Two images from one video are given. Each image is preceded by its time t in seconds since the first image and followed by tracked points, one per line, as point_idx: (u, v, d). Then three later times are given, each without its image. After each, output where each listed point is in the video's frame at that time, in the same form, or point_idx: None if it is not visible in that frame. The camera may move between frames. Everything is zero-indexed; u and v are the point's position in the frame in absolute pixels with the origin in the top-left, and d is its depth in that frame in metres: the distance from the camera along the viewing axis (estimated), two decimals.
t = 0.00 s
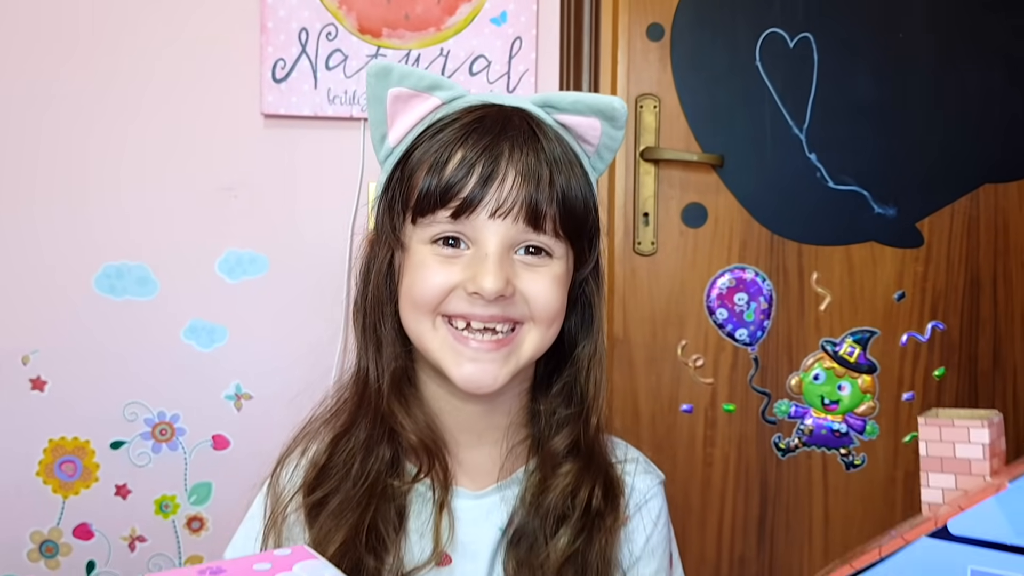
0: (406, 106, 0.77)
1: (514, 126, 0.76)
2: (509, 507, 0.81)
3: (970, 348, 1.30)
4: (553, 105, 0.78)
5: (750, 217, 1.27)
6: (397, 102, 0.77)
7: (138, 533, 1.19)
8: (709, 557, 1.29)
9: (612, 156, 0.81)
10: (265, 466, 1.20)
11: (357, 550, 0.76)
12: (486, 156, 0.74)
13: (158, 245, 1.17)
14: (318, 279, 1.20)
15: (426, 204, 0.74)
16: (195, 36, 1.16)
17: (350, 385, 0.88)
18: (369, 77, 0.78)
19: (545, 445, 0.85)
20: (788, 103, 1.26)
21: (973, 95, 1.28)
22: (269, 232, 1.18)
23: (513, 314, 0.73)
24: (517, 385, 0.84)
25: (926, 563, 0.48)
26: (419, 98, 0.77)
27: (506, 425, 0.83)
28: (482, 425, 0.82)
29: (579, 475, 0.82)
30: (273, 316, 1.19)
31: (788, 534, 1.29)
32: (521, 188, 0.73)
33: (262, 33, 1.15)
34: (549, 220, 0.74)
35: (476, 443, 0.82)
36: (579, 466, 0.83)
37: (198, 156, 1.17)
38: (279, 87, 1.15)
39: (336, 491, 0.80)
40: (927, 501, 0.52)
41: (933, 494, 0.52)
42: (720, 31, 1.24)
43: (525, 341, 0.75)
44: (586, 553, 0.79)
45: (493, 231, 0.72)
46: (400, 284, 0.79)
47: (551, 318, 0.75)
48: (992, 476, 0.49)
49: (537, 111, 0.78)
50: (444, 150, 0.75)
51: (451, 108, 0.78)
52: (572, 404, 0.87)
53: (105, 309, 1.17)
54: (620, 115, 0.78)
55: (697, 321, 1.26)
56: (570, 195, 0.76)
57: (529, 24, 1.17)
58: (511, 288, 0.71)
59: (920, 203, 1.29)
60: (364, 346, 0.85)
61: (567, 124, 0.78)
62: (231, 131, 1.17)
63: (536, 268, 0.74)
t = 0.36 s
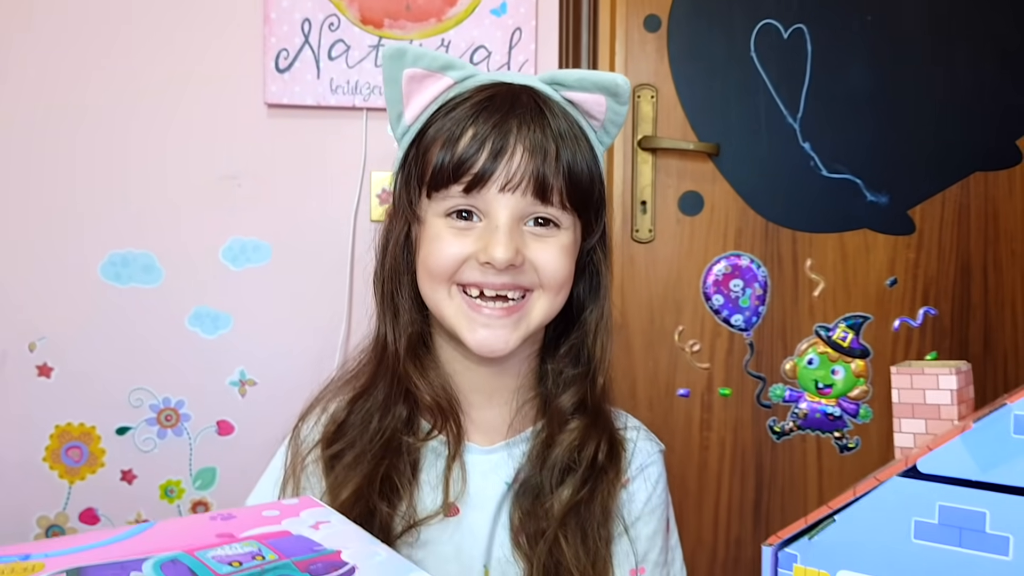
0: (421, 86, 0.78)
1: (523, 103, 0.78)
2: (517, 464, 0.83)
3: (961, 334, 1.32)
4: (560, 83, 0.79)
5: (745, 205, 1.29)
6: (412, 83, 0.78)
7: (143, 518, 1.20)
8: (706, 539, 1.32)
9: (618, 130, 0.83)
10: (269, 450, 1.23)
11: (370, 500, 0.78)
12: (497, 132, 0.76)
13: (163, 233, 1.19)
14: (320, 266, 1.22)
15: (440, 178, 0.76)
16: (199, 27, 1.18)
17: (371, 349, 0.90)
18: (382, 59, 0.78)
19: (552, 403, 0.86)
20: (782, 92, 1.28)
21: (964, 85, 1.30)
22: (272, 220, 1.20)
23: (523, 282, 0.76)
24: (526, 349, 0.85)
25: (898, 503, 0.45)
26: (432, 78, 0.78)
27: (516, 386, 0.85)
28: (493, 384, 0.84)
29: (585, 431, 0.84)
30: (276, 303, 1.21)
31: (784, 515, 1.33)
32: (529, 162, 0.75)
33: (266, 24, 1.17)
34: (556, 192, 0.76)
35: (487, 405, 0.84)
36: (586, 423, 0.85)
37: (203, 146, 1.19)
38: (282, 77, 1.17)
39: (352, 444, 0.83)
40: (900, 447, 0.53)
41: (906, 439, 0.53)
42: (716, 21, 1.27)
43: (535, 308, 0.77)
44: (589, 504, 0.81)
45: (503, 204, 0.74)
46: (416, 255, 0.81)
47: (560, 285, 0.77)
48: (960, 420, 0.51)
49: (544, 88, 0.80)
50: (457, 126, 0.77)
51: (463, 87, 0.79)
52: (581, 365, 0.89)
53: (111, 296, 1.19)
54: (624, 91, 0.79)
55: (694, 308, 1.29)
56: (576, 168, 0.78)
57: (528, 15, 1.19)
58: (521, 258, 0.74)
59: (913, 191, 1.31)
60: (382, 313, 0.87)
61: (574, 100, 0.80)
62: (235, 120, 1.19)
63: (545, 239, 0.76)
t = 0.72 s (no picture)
0: (429, 62, 0.78)
1: (529, 79, 0.77)
2: (520, 442, 0.83)
3: (962, 330, 1.31)
4: (567, 59, 0.79)
5: (746, 197, 1.28)
6: (419, 58, 0.78)
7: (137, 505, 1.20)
8: (703, 533, 1.31)
9: (625, 107, 0.83)
10: (264, 438, 1.22)
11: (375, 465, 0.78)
12: (501, 105, 0.75)
13: (160, 218, 1.18)
14: (318, 254, 1.21)
15: (444, 152, 0.76)
16: (198, 11, 1.17)
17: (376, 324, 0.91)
18: (392, 34, 0.78)
19: (557, 379, 0.86)
20: (784, 84, 1.28)
21: (966, 78, 1.29)
22: (270, 206, 1.19)
23: (525, 257, 0.75)
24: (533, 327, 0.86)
25: (907, 477, 0.39)
26: (440, 55, 0.78)
27: (520, 364, 0.86)
28: (499, 359, 0.84)
29: (590, 408, 0.83)
30: (272, 290, 1.20)
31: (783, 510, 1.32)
32: (532, 136, 0.74)
33: (266, 8, 1.16)
34: (559, 167, 0.75)
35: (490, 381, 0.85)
36: (591, 399, 0.84)
37: (201, 131, 1.18)
38: (281, 63, 1.17)
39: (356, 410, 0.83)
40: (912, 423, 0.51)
41: (917, 414, 0.50)
42: (718, 12, 1.26)
43: (538, 284, 0.77)
44: (592, 481, 0.79)
45: (507, 178, 0.74)
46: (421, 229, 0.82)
47: (563, 262, 0.76)
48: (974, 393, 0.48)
49: (550, 64, 0.79)
50: (462, 101, 0.76)
51: (470, 63, 0.78)
52: (587, 343, 0.88)
53: (107, 281, 1.18)
54: (631, 67, 0.79)
55: (693, 300, 1.28)
56: (580, 144, 0.77)
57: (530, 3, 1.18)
58: (523, 232, 0.73)
59: (914, 185, 1.30)
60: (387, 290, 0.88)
61: (581, 77, 0.79)
62: (233, 106, 1.18)
63: (548, 214, 0.75)
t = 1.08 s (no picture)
0: (439, 53, 0.76)
1: (541, 75, 0.75)
2: (524, 445, 0.80)
3: (969, 333, 1.29)
4: (582, 55, 0.77)
5: (750, 198, 1.26)
6: (429, 49, 0.76)
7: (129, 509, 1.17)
8: (705, 539, 1.29)
9: (640, 105, 0.80)
10: (259, 442, 1.19)
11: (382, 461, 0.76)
12: (511, 102, 0.73)
13: (154, 217, 1.16)
14: (315, 254, 1.18)
15: (450, 148, 0.74)
16: (194, 5, 1.14)
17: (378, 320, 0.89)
18: (403, 23, 0.76)
19: (565, 383, 0.84)
20: (790, 83, 1.25)
21: (974, 78, 1.27)
22: (266, 205, 1.17)
23: (529, 261, 0.73)
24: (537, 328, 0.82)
25: (939, 494, 0.43)
26: (451, 45, 0.76)
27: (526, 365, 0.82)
28: (503, 362, 0.80)
29: (603, 414, 0.82)
30: (267, 290, 1.18)
31: (786, 516, 1.29)
32: (540, 136, 0.72)
33: (263, 3, 1.14)
34: (567, 169, 0.73)
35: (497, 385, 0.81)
36: (599, 406, 0.83)
37: (196, 128, 1.16)
38: (278, 59, 1.14)
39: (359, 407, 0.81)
40: (942, 433, 0.55)
41: (948, 426, 0.55)
42: (723, 10, 1.24)
43: (539, 291, 0.74)
44: (601, 486, 0.77)
45: (512, 180, 0.71)
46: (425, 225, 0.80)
47: (567, 266, 0.74)
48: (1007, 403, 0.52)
49: (564, 59, 0.77)
50: (471, 96, 0.74)
51: (481, 56, 0.77)
52: (592, 348, 0.87)
53: (99, 281, 1.15)
54: (646, 66, 0.77)
55: (696, 302, 1.26)
56: (590, 144, 0.75)
57: None
58: (527, 236, 0.70)
59: (920, 186, 1.28)
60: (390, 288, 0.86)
61: (595, 73, 0.77)
62: (229, 102, 1.16)
63: (553, 217, 0.73)
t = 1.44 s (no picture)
0: (436, 46, 0.76)
1: (537, 68, 0.74)
2: (521, 440, 0.80)
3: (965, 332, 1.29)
4: (580, 47, 0.77)
5: (746, 196, 1.26)
6: (426, 41, 0.76)
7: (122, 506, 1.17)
8: (698, 537, 1.29)
9: (640, 99, 0.80)
10: (252, 439, 1.19)
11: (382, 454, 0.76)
12: (505, 98, 0.72)
13: (147, 214, 1.15)
14: (309, 251, 1.18)
15: (445, 145, 0.73)
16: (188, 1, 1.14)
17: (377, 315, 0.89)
18: (398, 15, 0.76)
19: (563, 380, 0.84)
20: (786, 82, 1.25)
21: (970, 77, 1.27)
22: (260, 202, 1.17)
23: (523, 258, 0.72)
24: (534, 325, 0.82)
25: (939, 484, 0.43)
26: (448, 38, 0.76)
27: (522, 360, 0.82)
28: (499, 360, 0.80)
29: (602, 412, 0.82)
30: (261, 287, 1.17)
31: (781, 516, 1.29)
32: (534, 132, 0.71)
33: None
34: (562, 166, 0.73)
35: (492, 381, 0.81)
36: (597, 404, 0.82)
37: (190, 125, 1.15)
38: (272, 55, 1.14)
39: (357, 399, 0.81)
40: (945, 424, 0.60)
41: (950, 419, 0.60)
42: (718, 8, 1.24)
43: (533, 290, 0.74)
44: (599, 481, 0.77)
45: (506, 178, 0.71)
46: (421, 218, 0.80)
47: (561, 265, 0.74)
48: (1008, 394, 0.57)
49: (563, 52, 0.77)
50: (466, 92, 0.74)
51: (479, 48, 0.76)
52: (591, 346, 0.86)
53: (92, 277, 1.15)
54: (645, 59, 0.77)
55: (691, 300, 1.26)
56: (585, 139, 0.74)
57: None
58: (520, 234, 0.70)
59: (916, 185, 1.28)
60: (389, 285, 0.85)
61: (594, 66, 0.77)
62: (223, 99, 1.15)
63: (547, 214, 0.73)
